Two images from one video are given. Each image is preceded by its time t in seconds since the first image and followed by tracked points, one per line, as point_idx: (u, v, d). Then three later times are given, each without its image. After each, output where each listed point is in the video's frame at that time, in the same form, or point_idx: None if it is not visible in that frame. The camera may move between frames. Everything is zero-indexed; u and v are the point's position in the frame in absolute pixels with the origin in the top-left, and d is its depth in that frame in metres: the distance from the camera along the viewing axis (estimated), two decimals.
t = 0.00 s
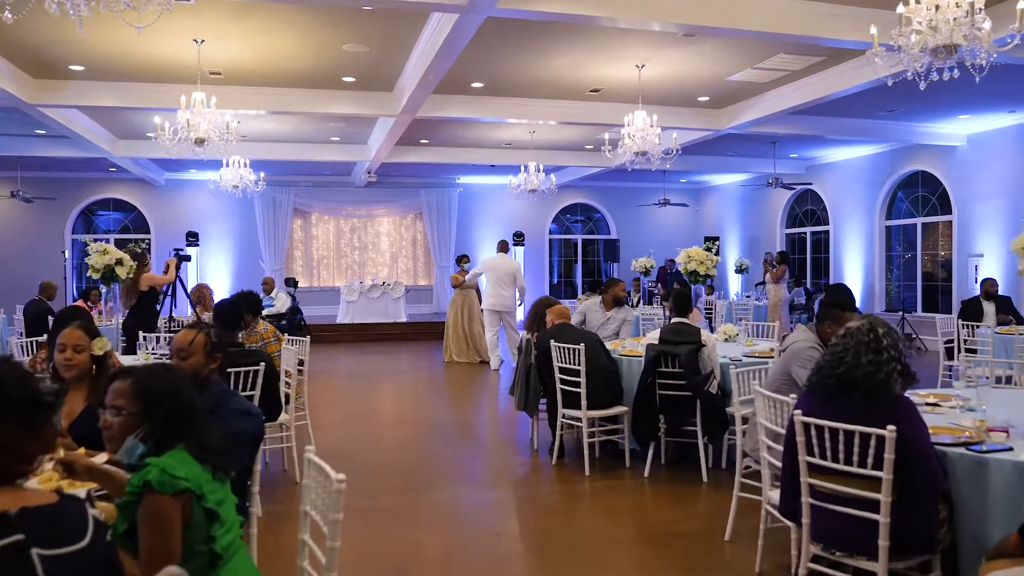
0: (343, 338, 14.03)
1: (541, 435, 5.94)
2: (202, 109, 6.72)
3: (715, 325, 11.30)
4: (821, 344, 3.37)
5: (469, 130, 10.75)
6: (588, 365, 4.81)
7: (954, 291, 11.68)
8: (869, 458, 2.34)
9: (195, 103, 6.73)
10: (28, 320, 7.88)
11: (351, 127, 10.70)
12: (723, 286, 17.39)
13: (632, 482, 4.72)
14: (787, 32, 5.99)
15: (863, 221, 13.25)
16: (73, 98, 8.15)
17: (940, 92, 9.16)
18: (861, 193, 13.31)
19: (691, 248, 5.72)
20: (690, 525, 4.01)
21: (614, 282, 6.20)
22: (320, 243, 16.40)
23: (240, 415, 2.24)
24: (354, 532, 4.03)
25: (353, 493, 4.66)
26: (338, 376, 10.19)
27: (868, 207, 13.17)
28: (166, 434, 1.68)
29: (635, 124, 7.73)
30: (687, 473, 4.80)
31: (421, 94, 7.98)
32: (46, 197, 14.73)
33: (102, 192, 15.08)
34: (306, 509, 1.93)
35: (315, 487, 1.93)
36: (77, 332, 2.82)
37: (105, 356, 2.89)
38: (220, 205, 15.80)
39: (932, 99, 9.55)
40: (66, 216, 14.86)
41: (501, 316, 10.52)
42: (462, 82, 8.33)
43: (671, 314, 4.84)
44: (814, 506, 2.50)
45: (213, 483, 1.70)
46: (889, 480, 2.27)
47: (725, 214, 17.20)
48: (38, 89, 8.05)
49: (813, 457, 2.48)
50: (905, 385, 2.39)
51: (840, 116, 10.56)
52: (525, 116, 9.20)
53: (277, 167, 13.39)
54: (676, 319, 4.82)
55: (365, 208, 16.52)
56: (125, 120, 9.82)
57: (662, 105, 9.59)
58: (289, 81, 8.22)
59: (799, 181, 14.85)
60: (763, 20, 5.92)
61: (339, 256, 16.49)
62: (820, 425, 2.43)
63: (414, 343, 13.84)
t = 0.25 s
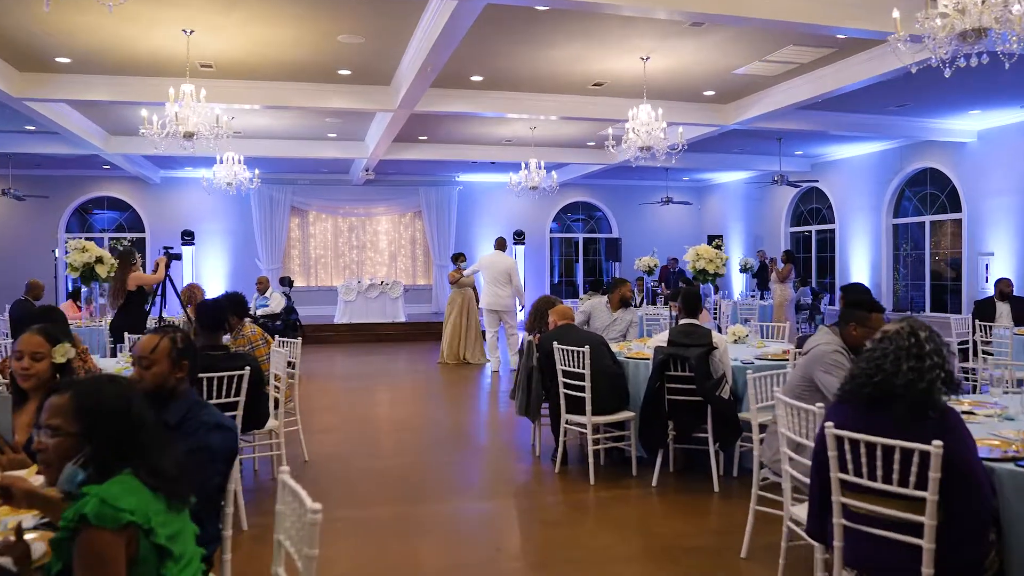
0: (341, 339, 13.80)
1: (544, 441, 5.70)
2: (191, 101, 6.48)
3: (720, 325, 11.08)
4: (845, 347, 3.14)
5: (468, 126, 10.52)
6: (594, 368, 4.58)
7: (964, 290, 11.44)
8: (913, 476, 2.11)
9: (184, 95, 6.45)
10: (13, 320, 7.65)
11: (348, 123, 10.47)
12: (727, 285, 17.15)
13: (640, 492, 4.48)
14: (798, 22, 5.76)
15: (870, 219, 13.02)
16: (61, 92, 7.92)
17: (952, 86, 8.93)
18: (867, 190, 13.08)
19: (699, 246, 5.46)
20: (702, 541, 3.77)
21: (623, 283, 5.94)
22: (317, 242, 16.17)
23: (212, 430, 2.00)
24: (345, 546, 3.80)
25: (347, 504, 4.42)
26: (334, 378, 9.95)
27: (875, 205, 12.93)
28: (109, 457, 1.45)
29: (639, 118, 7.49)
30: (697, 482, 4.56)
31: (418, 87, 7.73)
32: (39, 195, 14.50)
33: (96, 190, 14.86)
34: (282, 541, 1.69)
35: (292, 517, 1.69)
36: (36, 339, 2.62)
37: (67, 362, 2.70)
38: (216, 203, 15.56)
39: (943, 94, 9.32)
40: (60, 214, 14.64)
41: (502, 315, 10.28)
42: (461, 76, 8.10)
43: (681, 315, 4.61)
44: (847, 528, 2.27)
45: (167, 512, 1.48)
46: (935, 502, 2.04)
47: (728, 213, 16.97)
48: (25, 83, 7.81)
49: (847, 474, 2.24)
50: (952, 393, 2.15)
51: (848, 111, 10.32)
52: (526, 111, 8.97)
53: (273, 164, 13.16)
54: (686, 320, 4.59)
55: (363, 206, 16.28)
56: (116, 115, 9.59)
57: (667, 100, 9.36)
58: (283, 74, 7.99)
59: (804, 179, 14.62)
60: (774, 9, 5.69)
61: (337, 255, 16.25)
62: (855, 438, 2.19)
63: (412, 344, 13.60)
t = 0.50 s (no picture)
0: (338, 339, 13.55)
1: (545, 448, 5.45)
2: (180, 93, 6.19)
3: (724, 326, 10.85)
4: (874, 352, 2.89)
5: (468, 121, 10.27)
6: (600, 371, 4.33)
7: (974, 291, 11.21)
8: (967, 502, 1.88)
9: (172, 86, 6.15)
10: None
11: (345, 118, 10.22)
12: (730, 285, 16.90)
13: (649, 503, 4.23)
14: (813, 10, 5.52)
15: (877, 218, 12.77)
16: (47, 86, 7.67)
17: (966, 81, 8.68)
18: (875, 189, 12.84)
19: (709, 244, 5.22)
20: (717, 558, 3.52)
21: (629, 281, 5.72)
22: (315, 241, 15.93)
23: (176, 449, 1.79)
24: (335, 562, 3.55)
25: (339, 517, 4.17)
26: (330, 380, 9.71)
27: (882, 203, 12.69)
28: (26, 484, 1.28)
29: (644, 112, 7.23)
30: (708, 493, 4.31)
31: (416, 80, 7.49)
32: (32, 193, 14.27)
33: (90, 188, 14.62)
34: None
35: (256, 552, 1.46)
36: None
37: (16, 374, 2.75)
38: (212, 201, 15.31)
39: (955, 89, 9.08)
40: (53, 212, 14.41)
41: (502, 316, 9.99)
42: (460, 68, 7.85)
43: (692, 316, 4.36)
44: (888, 557, 2.03)
45: (94, 554, 1.32)
46: (996, 531, 1.81)
47: (732, 212, 16.72)
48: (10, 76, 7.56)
49: (889, 497, 2.00)
50: (1009, 406, 1.91)
51: (857, 106, 10.08)
52: (527, 106, 8.72)
53: (269, 162, 12.92)
54: (697, 321, 4.33)
55: (360, 205, 16.03)
56: (106, 110, 9.35)
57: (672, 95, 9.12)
58: (276, 67, 7.74)
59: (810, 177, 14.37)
60: None
61: (334, 255, 16.01)
62: (899, 457, 1.96)
63: (410, 345, 13.36)
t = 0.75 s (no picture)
0: (335, 340, 13.30)
1: (546, 456, 5.20)
2: (166, 85, 5.89)
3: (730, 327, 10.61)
4: (909, 357, 2.63)
5: (467, 117, 10.02)
6: (606, 376, 4.08)
7: (985, 290, 10.96)
8: None
9: (158, 78, 5.87)
10: None
11: (341, 114, 9.97)
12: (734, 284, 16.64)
13: (658, 516, 3.98)
14: None
15: (885, 215, 12.52)
16: (31, 79, 7.41)
17: (980, 75, 8.43)
18: (882, 186, 12.59)
19: (720, 242, 4.97)
20: None
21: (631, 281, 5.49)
22: (312, 240, 15.68)
23: (125, 479, 1.58)
24: None
25: (329, 532, 3.92)
26: (326, 382, 9.45)
27: (890, 201, 12.45)
28: (1, 553, 1.02)
29: (650, 107, 6.94)
30: (721, 505, 4.06)
31: (412, 73, 7.23)
32: (24, 192, 14.02)
33: (82, 187, 14.37)
34: None
35: None
36: None
37: None
38: (207, 200, 15.06)
39: (968, 83, 8.83)
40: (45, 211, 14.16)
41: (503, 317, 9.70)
42: (458, 61, 7.60)
43: (703, 318, 4.11)
44: None
45: None
46: None
47: (735, 210, 16.48)
48: None
49: (944, 527, 1.76)
50: None
51: (866, 102, 9.83)
52: (528, 100, 8.47)
53: (264, 159, 12.67)
54: (709, 323, 4.08)
55: (358, 203, 15.78)
56: (95, 105, 9.09)
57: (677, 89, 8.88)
58: (268, 60, 7.49)
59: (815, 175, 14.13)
60: None
61: (332, 254, 15.76)
62: (957, 483, 1.71)
63: (409, 346, 13.12)
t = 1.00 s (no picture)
0: (332, 341, 13.05)
1: (547, 467, 4.95)
2: (149, 78, 5.59)
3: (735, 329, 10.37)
4: (949, 371, 2.37)
5: (465, 114, 9.77)
6: (610, 386, 3.83)
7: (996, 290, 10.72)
8: None
9: (141, 71, 5.60)
10: None
11: (335, 111, 9.71)
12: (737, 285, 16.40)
13: (667, 535, 3.72)
14: None
15: (892, 214, 12.27)
16: (13, 73, 7.15)
17: (994, 69, 8.19)
18: (889, 185, 12.35)
19: (730, 241, 4.72)
20: None
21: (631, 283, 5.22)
22: (308, 240, 15.43)
23: (46, 527, 1.36)
24: None
25: (316, 553, 3.65)
26: (322, 385, 9.21)
27: (897, 200, 12.21)
28: None
29: (654, 101, 6.67)
30: (732, 522, 3.81)
31: (407, 67, 6.97)
32: (14, 191, 13.75)
33: (74, 186, 14.10)
34: None
35: None
36: None
37: None
38: (202, 199, 14.80)
39: (982, 78, 8.59)
40: (36, 210, 13.89)
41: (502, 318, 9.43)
42: (455, 55, 7.35)
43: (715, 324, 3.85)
44: None
45: None
46: None
47: (738, 209, 16.25)
48: None
49: None
50: None
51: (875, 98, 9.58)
52: (527, 96, 8.22)
53: (258, 158, 12.42)
54: (721, 330, 3.83)
55: (356, 202, 15.52)
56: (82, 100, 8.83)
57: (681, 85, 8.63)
58: (258, 53, 7.23)
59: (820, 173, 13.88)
60: None
61: (328, 254, 15.51)
62: None
63: (406, 347, 12.87)
